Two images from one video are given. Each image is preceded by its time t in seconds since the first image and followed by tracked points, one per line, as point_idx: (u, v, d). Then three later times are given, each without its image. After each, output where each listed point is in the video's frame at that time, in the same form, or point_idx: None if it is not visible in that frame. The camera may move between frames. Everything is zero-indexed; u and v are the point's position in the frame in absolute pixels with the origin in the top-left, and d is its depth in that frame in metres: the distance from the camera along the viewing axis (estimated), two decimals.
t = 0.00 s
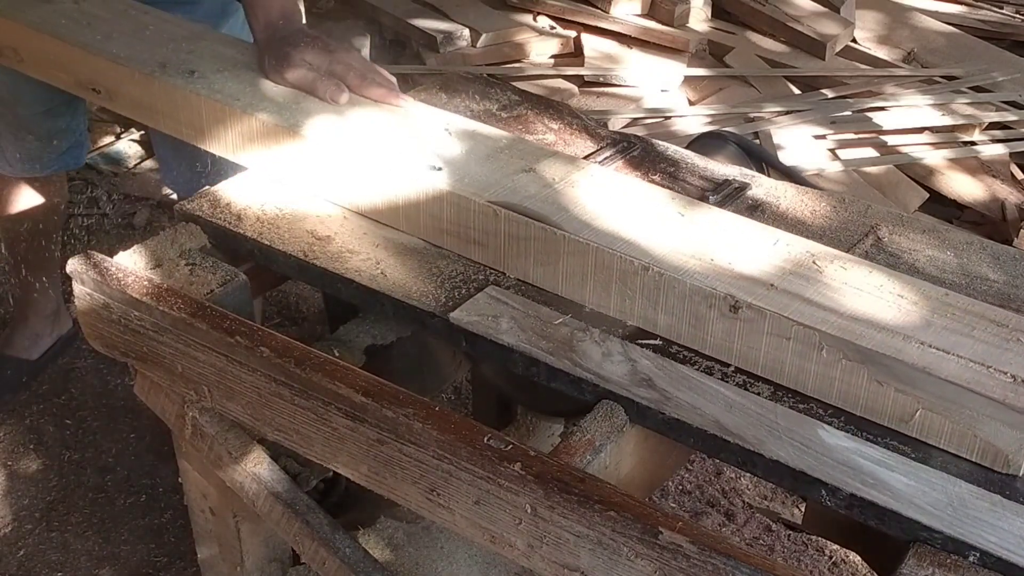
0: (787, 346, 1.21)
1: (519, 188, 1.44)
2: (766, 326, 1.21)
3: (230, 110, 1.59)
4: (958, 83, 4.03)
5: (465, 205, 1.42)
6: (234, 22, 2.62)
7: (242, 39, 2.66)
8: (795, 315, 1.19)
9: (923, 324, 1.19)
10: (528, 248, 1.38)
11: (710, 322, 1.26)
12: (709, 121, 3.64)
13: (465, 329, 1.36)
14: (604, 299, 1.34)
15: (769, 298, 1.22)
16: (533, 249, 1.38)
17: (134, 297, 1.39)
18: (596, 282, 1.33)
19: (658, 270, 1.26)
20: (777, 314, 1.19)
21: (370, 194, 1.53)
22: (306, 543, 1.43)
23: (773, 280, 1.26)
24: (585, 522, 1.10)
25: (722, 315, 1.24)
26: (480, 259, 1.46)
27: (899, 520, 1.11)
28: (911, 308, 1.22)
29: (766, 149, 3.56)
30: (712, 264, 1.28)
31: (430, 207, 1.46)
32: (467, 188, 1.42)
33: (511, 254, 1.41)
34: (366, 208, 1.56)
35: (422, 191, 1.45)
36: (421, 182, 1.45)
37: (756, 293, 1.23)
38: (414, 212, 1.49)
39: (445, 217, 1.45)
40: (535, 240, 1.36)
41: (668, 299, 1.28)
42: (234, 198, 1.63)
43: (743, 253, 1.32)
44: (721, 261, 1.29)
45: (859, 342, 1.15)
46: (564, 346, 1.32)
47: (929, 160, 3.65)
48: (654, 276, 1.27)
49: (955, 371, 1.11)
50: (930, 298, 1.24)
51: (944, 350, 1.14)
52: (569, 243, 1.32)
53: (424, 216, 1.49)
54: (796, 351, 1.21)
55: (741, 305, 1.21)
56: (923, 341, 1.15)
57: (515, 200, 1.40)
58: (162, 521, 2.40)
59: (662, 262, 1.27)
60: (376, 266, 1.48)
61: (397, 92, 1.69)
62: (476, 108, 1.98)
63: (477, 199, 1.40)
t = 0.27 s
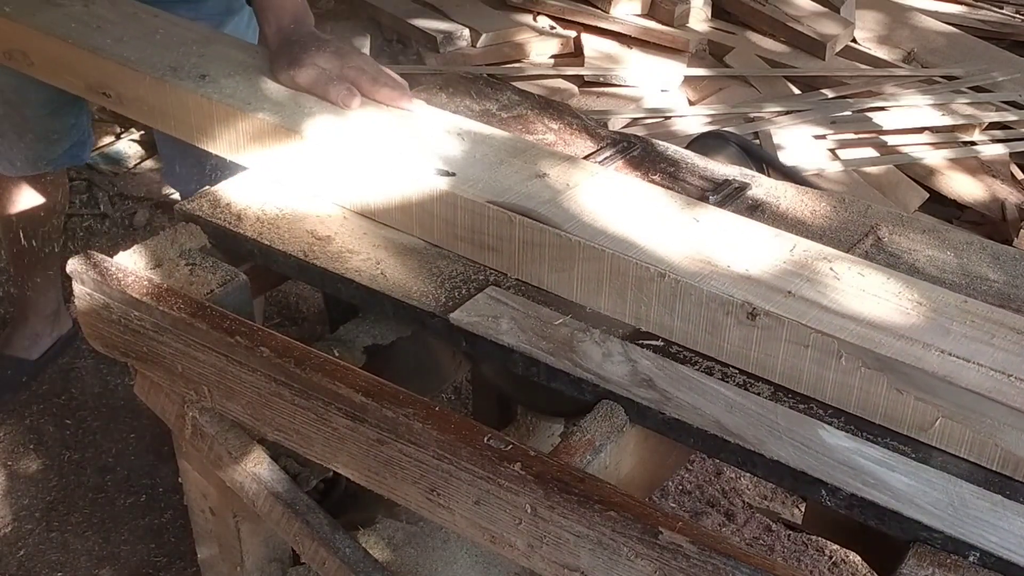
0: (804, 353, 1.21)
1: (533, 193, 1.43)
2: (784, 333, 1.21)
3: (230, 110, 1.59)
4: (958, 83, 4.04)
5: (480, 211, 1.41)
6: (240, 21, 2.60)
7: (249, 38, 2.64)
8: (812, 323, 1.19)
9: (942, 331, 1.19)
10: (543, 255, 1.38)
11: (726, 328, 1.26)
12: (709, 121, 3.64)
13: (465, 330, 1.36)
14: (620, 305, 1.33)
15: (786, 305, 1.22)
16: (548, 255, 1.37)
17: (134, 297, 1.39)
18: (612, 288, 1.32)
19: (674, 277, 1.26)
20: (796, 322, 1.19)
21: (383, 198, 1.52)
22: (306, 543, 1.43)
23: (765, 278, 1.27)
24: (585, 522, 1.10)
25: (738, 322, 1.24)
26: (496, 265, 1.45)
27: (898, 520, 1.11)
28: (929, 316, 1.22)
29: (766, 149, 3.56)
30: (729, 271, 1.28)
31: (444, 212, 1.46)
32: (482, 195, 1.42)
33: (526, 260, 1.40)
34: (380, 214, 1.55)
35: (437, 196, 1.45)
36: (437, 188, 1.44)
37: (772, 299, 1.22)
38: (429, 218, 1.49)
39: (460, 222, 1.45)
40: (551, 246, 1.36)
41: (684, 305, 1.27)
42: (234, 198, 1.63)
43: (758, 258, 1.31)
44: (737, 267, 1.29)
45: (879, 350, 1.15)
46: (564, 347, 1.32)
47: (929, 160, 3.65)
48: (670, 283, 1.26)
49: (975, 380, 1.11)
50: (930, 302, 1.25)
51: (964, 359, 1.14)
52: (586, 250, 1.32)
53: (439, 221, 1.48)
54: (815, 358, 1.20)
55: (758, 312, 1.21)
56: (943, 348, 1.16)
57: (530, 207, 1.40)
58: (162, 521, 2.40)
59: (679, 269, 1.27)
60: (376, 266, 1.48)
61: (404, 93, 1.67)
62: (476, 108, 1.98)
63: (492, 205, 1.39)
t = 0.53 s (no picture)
0: (821, 360, 1.19)
1: (546, 199, 1.41)
2: (801, 340, 1.18)
3: (229, 109, 1.59)
4: (958, 83, 4.03)
5: (493, 216, 1.39)
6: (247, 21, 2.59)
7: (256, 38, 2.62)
8: (830, 329, 1.16)
9: (961, 337, 1.17)
10: (556, 261, 1.35)
11: (743, 335, 1.23)
12: (709, 121, 3.64)
13: (465, 330, 1.36)
14: (636, 311, 1.31)
15: (804, 312, 1.19)
16: (562, 261, 1.35)
17: (134, 297, 1.39)
18: (626, 294, 1.30)
19: (690, 283, 1.23)
20: (814, 328, 1.16)
21: (393, 200, 1.50)
22: (306, 543, 1.43)
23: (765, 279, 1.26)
24: (585, 522, 1.10)
25: (756, 329, 1.22)
26: (510, 271, 1.42)
27: (899, 520, 1.11)
28: (949, 322, 1.19)
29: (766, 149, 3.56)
30: (745, 276, 1.26)
31: (456, 216, 1.43)
32: (494, 200, 1.40)
33: (539, 265, 1.38)
34: (391, 217, 1.53)
35: (448, 198, 1.42)
36: (448, 191, 1.41)
37: (790, 305, 1.20)
38: (441, 222, 1.46)
39: (473, 227, 1.42)
40: (565, 251, 1.33)
41: (700, 311, 1.25)
42: (234, 198, 1.63)
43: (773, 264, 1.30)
44: (754, 273, 1.27)
45: (898, 357, 1.12)
46: (564, 347, 1.32)
47: (929, 160, 3.65)
48: (686, 288, 1.24)
49: (996, 388, 1.09)
50: (931, 301, 1.23)
51: (984, 366, 1.11)
52: (600, 256, 1.29)
53: (451, 226, 1.45)
54: (833, 365, 1.18)
55: (775, 319, 1.19)
56: (962, 355, 1.13)
57: (542, 212, 1.38)
58: (162, 521, 2.40)
59: (694, 275, 1.25)
60: (376, 266, 1.48)
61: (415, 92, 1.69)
62: (476, 108, 1.98)
63: (504, 211, 1.37)
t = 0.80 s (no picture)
0: (838, 366, 1.19)
1: (558, 204, 1.41)
2: (818, 346, 1.18)
3: (229, 110, 1.59)
4: (958, 83, 4.03)
5: (506, 221, 1.38)
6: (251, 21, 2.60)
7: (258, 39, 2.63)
8: (847, 336, 1.16)
9: (979, 344, 1.17)
10: (570, 266, 1.35)
11: (758, 341, 1.23)
12: (709, 121, 3.64)
13: (465, 331, 1.36)
14: (649, 316, 1.31)
15: (821, 318, 1.19)
16: (575, 266, 1.35)
17: (134, 297, 1.39)
18: (640, 299, 1.30)
19: (706, 289, 1.23)
20: (831, 335, 1.16)
21: (405, 205, 1.50)
22: (306, 543, 1.43)
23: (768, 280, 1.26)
24: (585, 522, 1.10)
25: (771, 335, 1.22)
26: (522, 276, 1.42)
27: (898, 520, 1.11)
28: (966, 329, 1.19)
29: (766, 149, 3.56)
30: (760, 281, 1.25)
31: (469, 221, 1.43)
32: (508, 204, 1.39)
33: (552, 270, 1.37)
34: (403, 221, 1.53)
35: (462, 203, 1.42)
36: (463, 196, 1.41)
37: (806, 312, 1.20)
38: (453, 226, 1.46)
39: (486, 232, 1.42)
40: (579, 257, 1.33)
41: (715, 317, 1.25)
42: (234, 198, 1.63)
43: (787, 268, 1.30)
44: (769, 277, 1.26)
45: (916, 364, 1.13)
46: (564, 348, 1.32)
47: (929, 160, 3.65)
48: (701, 294, 1.24)
49: (1016, 395, 1.08)
50: (931, 304, 1.24)
51: (1003, 373, 1.11)
52: (614, 261, 1.29)
53: (463, 230, 1.45)
54: (848, 371, 1.18)
55: (792, 325, 1.19)
56: (980, 362, 1.13)
57: (556, 218, 1.37)
58: (162, 520, 2.40)
59: (710, 280, 1.25)
60: (376, 266, 1.48)
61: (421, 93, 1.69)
62: (476, 108, 1.98)
63: (518, 216, 1.37)
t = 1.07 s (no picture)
0: (856, 373, 1.17)
1: (570, 209, 1.40)
2: (836, 353, 1.17)
3: (228, 109, 1.59)
4: (958, 83, 4.03)
5: (520, 227, 1.37)
6: (256, 23, 2.62)
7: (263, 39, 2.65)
8: (865, 342, 1.15)
9: (998, 350, 1.16)
10: (584, 271, 1.34)
11: (775, 347, 1.22)
12: (709, 121, 3.64)
13: (465, 331, 1.36)
14: (665, 322, 1.30)
15: (839, 324, 1.18)
16: (590, 272, 1.33)
17: (134, 298, 1.39)
18: (655, 305, 1.29)
19: (722, 295, 1.22)
20: (849, 342, 1.15)
21: (417, 210, 1.49)
22: (306, 543, 1.43)
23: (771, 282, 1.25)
24: (585, 522, 1.10)
25: (788, 342, 1.20)
26: (536, 281, 1.41)
27: (898, 520, 1.11)
28: (985, 336, 1.18)
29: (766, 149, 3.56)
30: (777, 287, 1.24)
31: (482, 226, 1.42)
32: (522, 210, 1.38)
33: (567, 276, 1.36)
34: (415, 226, 1.51)
35: (476, 207, 1.40)
36: (476, 201, 1.39)
37: (824, 318, 1.18)
38: (466, 231, 1.44)
39: (500, 238, 1.40)
40: (593, 262, 1.32)
41: (731, 324, 1.24)
42: (234, 198, 1.63)
43: (805, 274, 1.28)
44: (787, 284, 1.25)
45: (935, 371, 1.11)
46: (565, 348, 1.32)
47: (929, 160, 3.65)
48: (717, 301, 1.22)
49: None
50: (932, 305, 1.23)
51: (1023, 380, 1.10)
52: (629, 267, 1.28)
53: (476, 236, 1.44)
54: (867, 378, 1.17)
55: (809, 332, 1.17)
56: (1000, 369, 1.12)
57: (570, 223, 1.36)
58: (162, 521, 2.40)
59: (726, 286, 1.23)
60: (376, 266, 1.48)
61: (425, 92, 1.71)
62: (476, 108, 1.98)
63: (532, 222, 1.35)
